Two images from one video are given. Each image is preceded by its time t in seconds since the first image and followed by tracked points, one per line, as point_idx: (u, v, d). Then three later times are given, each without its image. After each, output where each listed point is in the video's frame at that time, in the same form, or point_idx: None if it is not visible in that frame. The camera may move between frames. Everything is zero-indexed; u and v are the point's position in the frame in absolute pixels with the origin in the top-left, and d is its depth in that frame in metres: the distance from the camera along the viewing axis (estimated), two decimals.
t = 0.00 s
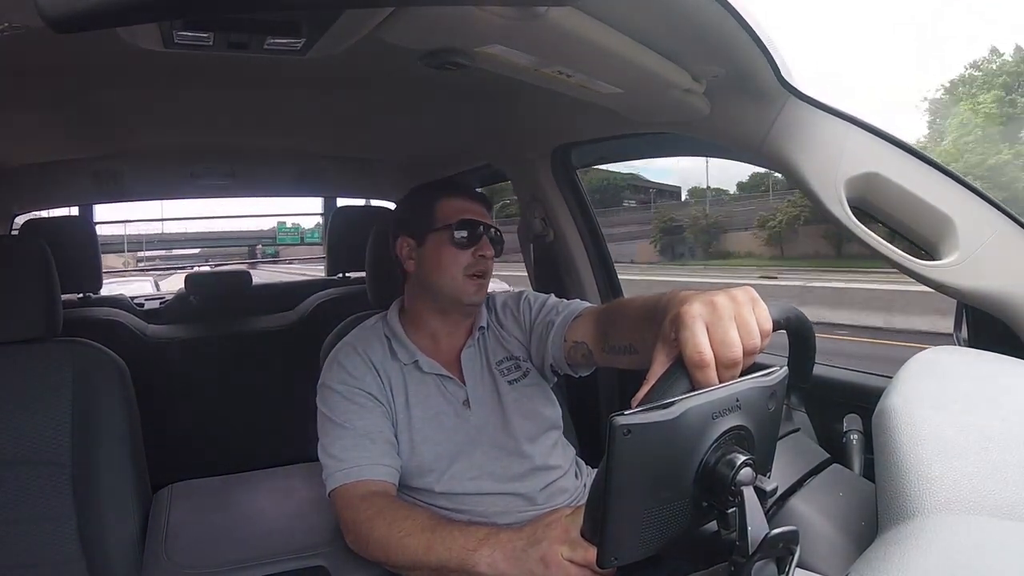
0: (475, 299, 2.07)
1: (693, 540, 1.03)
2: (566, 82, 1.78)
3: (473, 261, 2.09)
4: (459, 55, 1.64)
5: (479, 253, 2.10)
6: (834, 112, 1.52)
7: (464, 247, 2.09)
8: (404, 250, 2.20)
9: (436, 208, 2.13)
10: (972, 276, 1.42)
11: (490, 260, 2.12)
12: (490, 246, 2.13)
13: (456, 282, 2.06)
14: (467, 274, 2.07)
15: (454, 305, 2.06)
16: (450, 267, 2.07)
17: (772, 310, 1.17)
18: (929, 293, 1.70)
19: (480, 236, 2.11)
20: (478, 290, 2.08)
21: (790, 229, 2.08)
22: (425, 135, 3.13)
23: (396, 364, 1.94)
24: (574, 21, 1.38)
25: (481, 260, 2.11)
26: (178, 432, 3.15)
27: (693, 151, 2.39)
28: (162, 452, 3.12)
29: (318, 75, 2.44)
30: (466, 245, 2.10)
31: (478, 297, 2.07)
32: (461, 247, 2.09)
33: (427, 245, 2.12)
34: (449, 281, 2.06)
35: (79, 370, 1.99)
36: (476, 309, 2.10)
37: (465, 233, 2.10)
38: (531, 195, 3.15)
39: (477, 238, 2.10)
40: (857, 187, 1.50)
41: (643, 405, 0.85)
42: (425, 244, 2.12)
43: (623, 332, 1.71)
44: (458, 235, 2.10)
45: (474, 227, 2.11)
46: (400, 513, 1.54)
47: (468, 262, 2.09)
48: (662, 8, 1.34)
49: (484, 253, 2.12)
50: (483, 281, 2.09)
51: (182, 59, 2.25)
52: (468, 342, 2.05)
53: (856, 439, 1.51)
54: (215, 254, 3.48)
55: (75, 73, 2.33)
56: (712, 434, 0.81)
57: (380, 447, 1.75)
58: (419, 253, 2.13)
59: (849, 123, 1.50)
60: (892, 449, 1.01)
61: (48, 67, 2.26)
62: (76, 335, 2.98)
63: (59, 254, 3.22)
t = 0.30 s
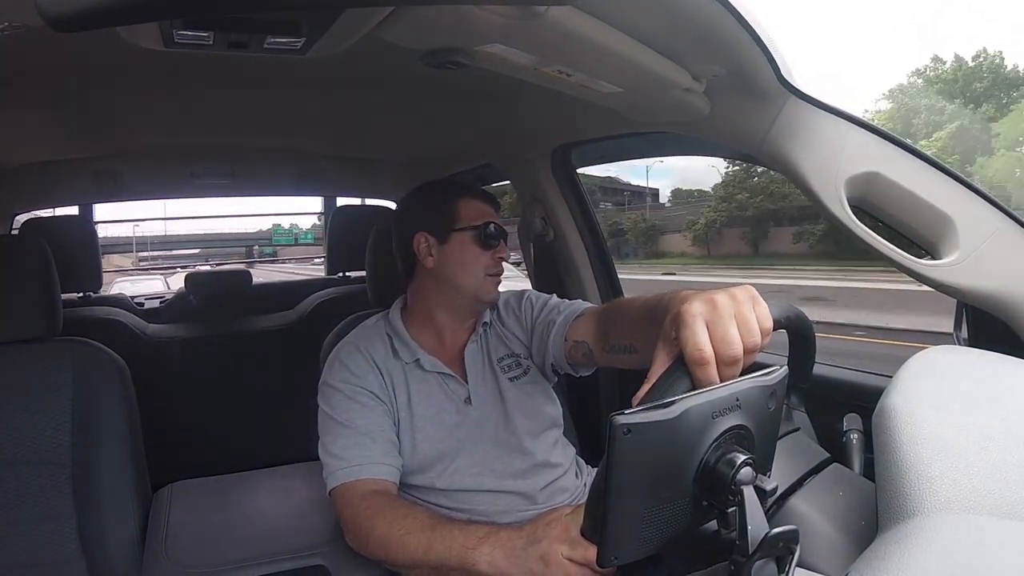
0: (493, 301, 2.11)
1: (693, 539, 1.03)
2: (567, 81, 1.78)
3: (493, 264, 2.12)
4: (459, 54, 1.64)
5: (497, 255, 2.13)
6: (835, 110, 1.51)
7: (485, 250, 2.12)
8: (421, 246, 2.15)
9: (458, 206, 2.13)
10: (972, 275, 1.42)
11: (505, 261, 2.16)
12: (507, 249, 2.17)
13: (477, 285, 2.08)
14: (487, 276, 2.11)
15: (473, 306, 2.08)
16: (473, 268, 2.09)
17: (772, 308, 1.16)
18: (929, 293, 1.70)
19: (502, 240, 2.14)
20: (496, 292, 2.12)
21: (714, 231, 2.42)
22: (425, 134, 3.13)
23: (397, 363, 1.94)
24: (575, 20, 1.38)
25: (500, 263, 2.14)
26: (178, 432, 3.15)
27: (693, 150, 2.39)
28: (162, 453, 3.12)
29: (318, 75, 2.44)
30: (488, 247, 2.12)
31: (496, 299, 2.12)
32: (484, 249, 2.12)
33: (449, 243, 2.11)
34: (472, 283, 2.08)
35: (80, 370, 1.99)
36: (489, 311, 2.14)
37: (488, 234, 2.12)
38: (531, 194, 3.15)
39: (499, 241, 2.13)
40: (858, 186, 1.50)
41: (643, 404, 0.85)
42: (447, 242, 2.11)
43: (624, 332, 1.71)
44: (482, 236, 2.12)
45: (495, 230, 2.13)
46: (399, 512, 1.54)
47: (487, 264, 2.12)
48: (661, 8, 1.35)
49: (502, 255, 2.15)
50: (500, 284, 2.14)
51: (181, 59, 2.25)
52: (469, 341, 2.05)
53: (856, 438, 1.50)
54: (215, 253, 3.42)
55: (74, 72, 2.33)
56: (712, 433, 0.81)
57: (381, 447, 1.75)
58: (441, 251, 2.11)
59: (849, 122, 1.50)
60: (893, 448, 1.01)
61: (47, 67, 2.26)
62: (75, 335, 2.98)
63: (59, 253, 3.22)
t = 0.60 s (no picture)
0: (493, 299, 2.10)
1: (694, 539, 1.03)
2: (567, 80, 1.78)
3: (494, 262, 2.12)
4: (459, 53, 1.64)
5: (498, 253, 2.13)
6: (835, 110, 1.52)
7: (485, 248, 2.11)
8: (422, 246, 2.15)
9: (458, 205, 2.12)
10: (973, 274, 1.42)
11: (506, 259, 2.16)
12: (508, 247, 2.16)
13: (477, 283, 2.08)
14: (487, 274, 2.10)
15: (475, 305, 2.09)
16: (474, 267, 2.09)
17: (772, 307, 1.17)
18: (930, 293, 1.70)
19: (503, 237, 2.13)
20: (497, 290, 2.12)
21: (652, 233, 2.71)
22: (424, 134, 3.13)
23: (397, 362, 1.94)
24: (574, 19, 1.38)
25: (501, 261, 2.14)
26: (178, 431, 3.15)
27: (693, 150, 2.39)
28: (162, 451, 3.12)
29: (318, 74, 2.44)
30: (489, 245, 2.12)
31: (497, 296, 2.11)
32: (485, 247, 2.12)
33: (449, 242, 2.11)
34: (472, 282, 2.08)
35: (80, 370, 1.99)
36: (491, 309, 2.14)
37: (488, 233, 2.12)
38: (531, 193, 3.15)
39: (500, 239, 2.12)
40: (858, 185, 1.50)
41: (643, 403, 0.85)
42: (447, 241, 2.11)
43: (624, 331, 1.71)
44: (482, 234, 2.11)
45: (496, 228, 2.12)
46: (399, 511, 1.54)
47: (488, 262, 2.11)
48: (660, 7, 1.35)
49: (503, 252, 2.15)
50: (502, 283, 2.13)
51: (181, 58, 2.25)
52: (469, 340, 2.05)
53: (856, 437, 1.50)
54: (214, 253, 3.49)
55: (74, 71, 2.33)
56: (712, 432, 0.81)
57: (381, 446, 1.75)
58: (441, 250, 2.11)
59: (849, 121, 1.50)
60: (893, 447, 1.01)
61: (47, 66, 2.26)
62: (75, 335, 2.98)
63: (59, 252, 3.22)
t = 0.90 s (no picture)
0: (478, 295, 2.07)
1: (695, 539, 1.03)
2: (568, 80, 1.78)
3: (476, 257, 2.10)
4: (460, 52, 1.64)
5: (481, 249, 2.11)
6: (836, 110, 1.52)
7: (467, 244, 2.09)
8: (407, 249, 2.19)
9: (438, 205, 2.13)
10: (973, 273, 1.42)
11: (491, 254, 2.13)
12: (494, 242, 2.13)
13: (458, 279, 2.06)
14: (469, 271, 2.08)
15: (460, 302, 2.07)
16: (455, 264, 2.08)
17: (773, 305, 1.17)
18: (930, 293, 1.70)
19: (484, 232, 2.11)
20: (482, 285, 2.09)
21: (607, 235, 3.06)
22: (424, 133, 3.14)
23: (397, 362, 1.95)
24: (574, 19, 1.38)
25: (485, 255, 2.11)
26: (179, 430, 3.15)
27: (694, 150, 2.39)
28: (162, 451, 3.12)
29: (319, 74, 2.44)
30: (470, 242, 2.10)
31: (483, 292, 2.08)
32: (467, 244, 2.10)
33: (432, 242, 2.12)
34: (452, 279, 2.06)
35: (81, 369, 1.99)
36: (481, 305, 2.11)
37: (469, 229, 2.10)
38: (531, 193, 3.15)
39: (480, 234, 2.10)
40: (858, 184, 1.50)
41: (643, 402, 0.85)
42: (428, 241, 2.13)
43: (624, 330, 1.71)
44: (463, 231, 2.10)
45: (475, 223, 2.10)
46: (399, 510, 1.54)
47: (470, 258, 2.09)
48: (660, 5, 1.35)
49: (487, 247, 2.12)
50: (487, 278, 2.10)
51: (181, 57, 2.25)
52: (468, 340, 2.05)
53: (855, 437, 1.51)
54: (214, 253, 3.51)
55: (74, 70, 2.33)
56: (713, 431, 0.81)
57: (381, 445, 1.75)
58: (424, 251, 2.13)
59: (850, 121, 1.51)
60: (894, 446, 1.02)
61: (48, 65, 2.26)
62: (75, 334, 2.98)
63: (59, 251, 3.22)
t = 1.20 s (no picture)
0: (468, 297, 2.06)
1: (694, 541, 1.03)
2: (569, 80, 1.78)
3: (465, 258, 2.10)
4: (459, 52, 1.64)
5: (469, 250, 2.10)
6: (836, 110, 1.53)
7: (455, 246, 2.09)
8: (397, 252, 2.18)
9: (426, 206, 2.13)
10: (974, 273, 1.42)
11: (480, 255, 2.12)
12: (483, 242, 2.13)
13: (446, 281, 2.06)
14: (458, 272, 2.08)
15: (450, 303, 2.06)
16: (443, 266, 2.07)
17: (773, 305, 1.17)
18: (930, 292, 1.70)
19: (472, 232, 2.11)
20: (471, 286, 2.08)
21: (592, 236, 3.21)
22: (425, 133, 3.14)
23: (396, 363, 1.95)
24: (575, 19, 1.38)
25: (474, 256, 2.11)
26: (179, 430, 3.15)
27: (694, 151, 2.39)
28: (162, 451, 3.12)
29: (319, 74, 2.44)
30: (457, 243, 2.10)
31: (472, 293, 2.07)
32: (454, 246, 2.09)
33: (419, 245, 2.12)
34: (440, 282, 2.06)
35: (81, 369, 1.99)
36: (474, 305, 2.10)
37: (455, 231, 2.10)
38: (531, 193, 3.15)
39: (467, 236, 2.10)
40: (858, 185, 1.51)
41: (643, 403, 0.85)
42: (417, 243, 2.12)
43: (623, 331, 1.71)
44: (449, 233, 2.10)
45: (461, 225, 2.10)
46: (399, 510, 1.54)
47: (457, 260, 2.09)
48: (661, 5, 1.35)
49: (475, 248, 2.11)
50: (477, 278, 2.10)
51: (182, 57, 2.25)
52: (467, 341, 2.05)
53: (855, 437, 1.52)
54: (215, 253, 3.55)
55: (75, 70, 2.33)
56: (713, 432, 0.81)
57: (381, 446, 1.75)
58: (412, 255, 2.13)
59: (850, 121, 1.51)
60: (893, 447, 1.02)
61: (48, 65, 2.26)
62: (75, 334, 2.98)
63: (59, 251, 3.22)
